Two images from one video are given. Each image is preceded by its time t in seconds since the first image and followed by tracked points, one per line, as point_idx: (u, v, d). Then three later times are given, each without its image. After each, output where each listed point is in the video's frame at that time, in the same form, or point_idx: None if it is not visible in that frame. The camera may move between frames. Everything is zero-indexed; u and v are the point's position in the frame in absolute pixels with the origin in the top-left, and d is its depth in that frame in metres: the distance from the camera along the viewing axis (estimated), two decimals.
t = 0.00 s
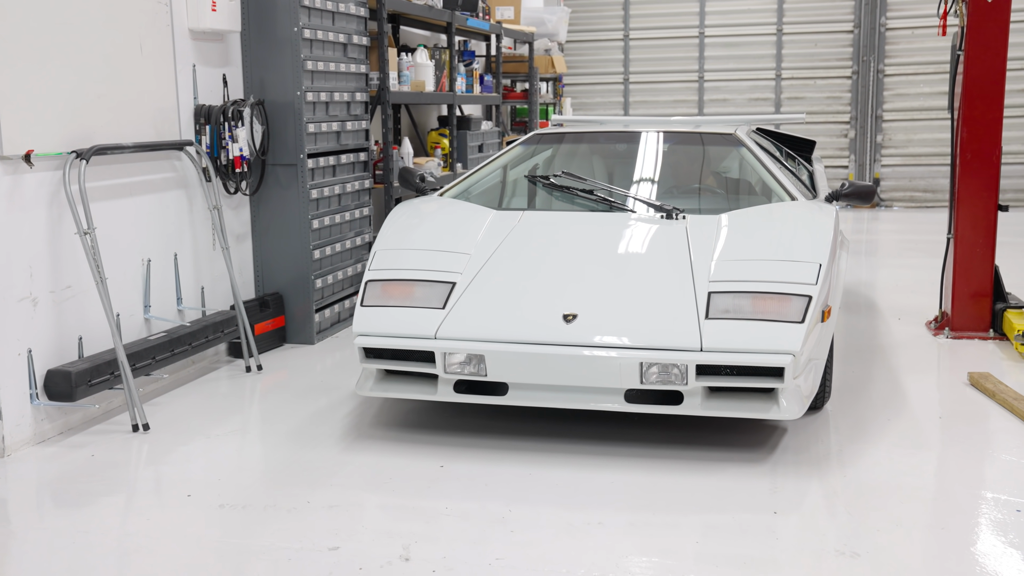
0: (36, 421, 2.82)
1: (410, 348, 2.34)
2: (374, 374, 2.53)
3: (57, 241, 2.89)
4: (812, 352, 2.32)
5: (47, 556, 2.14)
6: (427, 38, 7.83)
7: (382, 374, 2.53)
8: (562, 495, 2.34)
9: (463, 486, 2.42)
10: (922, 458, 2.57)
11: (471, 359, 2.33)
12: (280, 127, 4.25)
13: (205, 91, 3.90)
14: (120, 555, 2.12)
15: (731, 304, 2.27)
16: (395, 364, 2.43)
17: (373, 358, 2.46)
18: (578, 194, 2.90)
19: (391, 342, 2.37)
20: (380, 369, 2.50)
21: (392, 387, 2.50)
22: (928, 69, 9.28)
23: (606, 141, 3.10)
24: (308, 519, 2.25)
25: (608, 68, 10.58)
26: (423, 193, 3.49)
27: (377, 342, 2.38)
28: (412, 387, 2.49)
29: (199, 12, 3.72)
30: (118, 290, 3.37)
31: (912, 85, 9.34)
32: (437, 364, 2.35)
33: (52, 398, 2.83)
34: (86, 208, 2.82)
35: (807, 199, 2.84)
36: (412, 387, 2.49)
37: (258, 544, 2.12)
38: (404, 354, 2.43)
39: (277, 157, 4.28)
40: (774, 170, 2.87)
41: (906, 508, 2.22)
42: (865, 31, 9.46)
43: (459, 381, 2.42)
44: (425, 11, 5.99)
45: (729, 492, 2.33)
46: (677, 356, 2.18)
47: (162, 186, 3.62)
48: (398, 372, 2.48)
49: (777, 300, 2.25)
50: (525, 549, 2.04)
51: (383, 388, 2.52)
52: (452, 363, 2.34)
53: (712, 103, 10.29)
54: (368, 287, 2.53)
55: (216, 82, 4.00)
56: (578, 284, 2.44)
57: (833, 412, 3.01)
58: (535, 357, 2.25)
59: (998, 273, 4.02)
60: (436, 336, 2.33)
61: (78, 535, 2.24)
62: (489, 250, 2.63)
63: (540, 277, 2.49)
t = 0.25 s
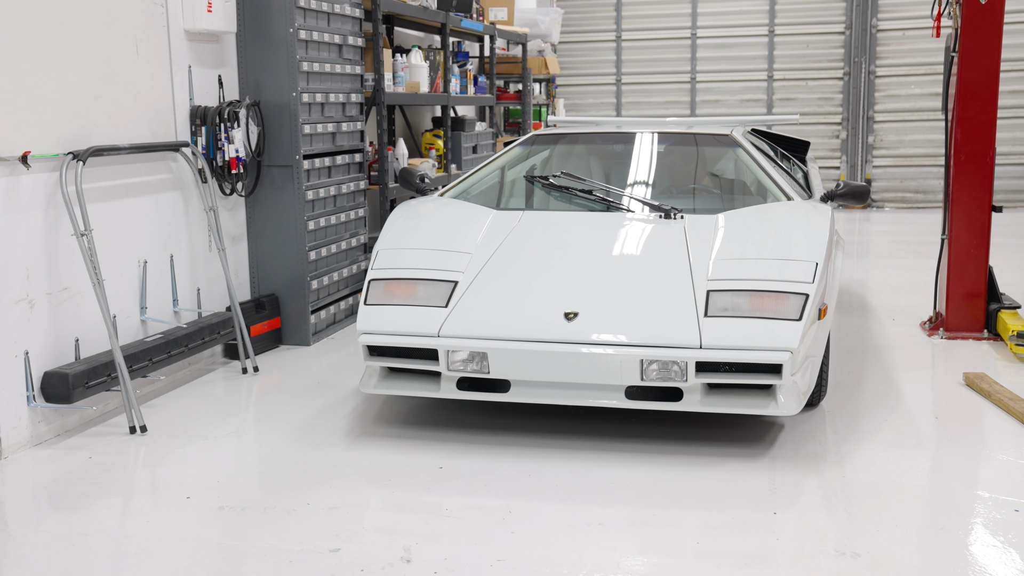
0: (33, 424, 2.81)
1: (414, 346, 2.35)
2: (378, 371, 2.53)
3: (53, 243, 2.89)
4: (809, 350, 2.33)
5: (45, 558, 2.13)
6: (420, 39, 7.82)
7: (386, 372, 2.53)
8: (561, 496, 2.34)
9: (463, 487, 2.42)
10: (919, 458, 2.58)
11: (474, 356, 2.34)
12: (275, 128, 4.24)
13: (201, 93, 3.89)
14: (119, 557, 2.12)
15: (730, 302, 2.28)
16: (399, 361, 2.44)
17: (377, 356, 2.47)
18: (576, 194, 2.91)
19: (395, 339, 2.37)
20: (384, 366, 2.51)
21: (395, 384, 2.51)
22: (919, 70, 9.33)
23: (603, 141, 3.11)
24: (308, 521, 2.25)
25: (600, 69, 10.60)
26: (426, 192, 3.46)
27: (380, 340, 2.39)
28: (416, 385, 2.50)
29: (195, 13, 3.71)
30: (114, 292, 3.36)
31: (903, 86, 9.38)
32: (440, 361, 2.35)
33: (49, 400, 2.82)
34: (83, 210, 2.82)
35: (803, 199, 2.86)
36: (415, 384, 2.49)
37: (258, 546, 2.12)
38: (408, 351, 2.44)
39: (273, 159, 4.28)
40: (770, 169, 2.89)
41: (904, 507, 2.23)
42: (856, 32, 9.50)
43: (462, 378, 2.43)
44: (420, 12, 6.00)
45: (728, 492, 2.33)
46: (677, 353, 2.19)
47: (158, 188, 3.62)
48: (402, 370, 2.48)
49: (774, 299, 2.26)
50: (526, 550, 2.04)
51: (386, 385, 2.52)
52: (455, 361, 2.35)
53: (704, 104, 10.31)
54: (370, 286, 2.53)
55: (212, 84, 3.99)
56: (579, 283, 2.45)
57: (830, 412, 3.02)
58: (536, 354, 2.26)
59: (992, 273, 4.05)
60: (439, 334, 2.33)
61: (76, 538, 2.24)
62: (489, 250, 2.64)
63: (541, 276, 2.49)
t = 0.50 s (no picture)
0: (32, 425, 2.81)
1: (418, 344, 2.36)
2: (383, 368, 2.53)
3: (52, 244, 2.88)
4: (808, 347, 2.34)
5: (46, 560, 2.13)
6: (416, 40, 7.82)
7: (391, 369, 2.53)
8: (563, 496, 2.34)
9: (464, 487, 2.42)
10: (917, 457, 2.59)
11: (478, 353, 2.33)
12: (272, 129, 4.24)
13: (199, 94, 3.89)
14: (121, 559, 2.11)
15: (730, 301, 2.29)
16: (404, 359, 2.44)
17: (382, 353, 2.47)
18: (575, 194, 2.91)
19: (400, 337, 2.38)
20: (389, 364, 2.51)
21: (400, 381, 2.51)
22: (912, 71, 9.37)
23: (601, 142, 3.12)
24: (310, 522, 2.25)
25: (594, 70, 10.61)
26: (426, 193, 3.45)
27: (385, 338, 2.39)
28: (420, 382, 2.50)
29: (193, 15, 3.70)
30: (112, 293, 3.35)
31: (896, 87, 9.42)
32: (444, 359, 2.36)
33: (49, 402, 2.81)
34: (82, 211, 2.81)
35: (800, 199, 2.86)
36: (420, 381, 2.50)
37: (260, 548, 2.12)
38: (413, 349, 2.44)
39: (270, 160, 4.27)
40: (767, 169, 2.90)
41: (903, 506, 2.24)
42: (849, 33, 9.53)
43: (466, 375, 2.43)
44: (416, 13, 6.00)
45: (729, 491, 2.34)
46: (677, 351, 2.20)
47: (156, 189, 3.61)
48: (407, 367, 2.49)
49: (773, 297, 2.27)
50: (529, 550, 2.04)
51: (391, 382, 2.52)
52: (459, 358, 2.35)
53: (697, 105, 10.34)
54: (375, 285, 2.53)
55: (209, 85, 3.99)
56: (580, 282, 2.45)
57: (828, 411, 3.03)
58: (539, 352, 2.26)
59: (988, 273, 4.06)
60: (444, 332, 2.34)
61: (77, 540, 2.23)
62: (491, 249, 2.64)
63: (542, 276, 2.50)
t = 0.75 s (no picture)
0: (31, 427, 2.80)
1: (424, 341, 2.37)
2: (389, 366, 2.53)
3: (52, 246, 2.87)
4: (807, 345, 2.35)
5: (48, 562, 2.12)
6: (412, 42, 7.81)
7: (396, 366, 2.53)
8: (565, 495, 2.34)
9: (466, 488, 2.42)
10: (916, 456, 2.60)
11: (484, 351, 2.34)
12: (270, 130, 4.23)
13: (197, 95, 3.88)
14: (123, 561, 2.11)
15: (731, 299, 2.30)
16: (410, 357, 2.43)
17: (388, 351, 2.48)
18: (575, 194, 2.92)
19: (406, 335, 2.39)
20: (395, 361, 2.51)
21: (406, 377, 2.51)
22: (905, 72, 9.40)
23: (599, 143, 3.12)
24: (312, 524, 2.25)
25: (588, 72, 10.62)
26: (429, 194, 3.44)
27: (391, 335, 2.40)
28: (426, 379, 2.50)
29: (191, 16, 3.70)
30: (111, 294, 3.35)
31: (889, 89, 9.45)
32: (450, 356, 2.36)
33: (48, 403, 2.81)
34: (82, 213, 2.80)
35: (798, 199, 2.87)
36: (426, 378, 2.50)
37: (263, 550, 2.11)
38: (419, 347, 2.44)
39: (268, 161, 4.27)
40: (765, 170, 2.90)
41: (905, 505, 2.25)
42: (842, 34, 9.56)
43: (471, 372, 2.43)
44: (412, 14, 5.99)
45: (731, 489, 2.34)
46: (678, 349, 2.21)
47: (155, 190, 3.61)
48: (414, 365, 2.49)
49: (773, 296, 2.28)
50: (533, 550, 2.04)
51: (397, 379, 2.52)
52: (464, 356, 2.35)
53: (692, 106, 10.35)
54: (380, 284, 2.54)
55: (207, 86, 3.98)
56: (582, 282, 2.45)
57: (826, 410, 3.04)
58: (542, 350, 2.27)
59: (985, 274, 4.07)
60: (449, 330, 2.34)
61: (79, 542, 2.22)
62: (494, 249, 2.64)
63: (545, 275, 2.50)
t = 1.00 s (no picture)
0: (30, 429, 2.79)
1: (427, 340, 2.37)
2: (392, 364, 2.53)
3: (50, 248, 2.87)
4: (806, 342, 2.36)
5: (50, 565, 2.11)
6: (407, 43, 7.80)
7: (400, 365, 2.53)
8: (567, 495, 2.34)
9: (468, 488, 2.42)
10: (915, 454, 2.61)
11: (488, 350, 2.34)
12: (267, 132, 4.23)
13: (195, 96, 3.87)
14: (125, 564, 2.10)
15: (731, 297, 2.30)
16: (413, 355, 2.43)
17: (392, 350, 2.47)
18: (575, 194, 2.92)
19: (410, 334, 2.39)
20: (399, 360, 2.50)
21: (410, 376, 2.51)
22: (899, 73, 9.44)
23: (597, 143, 3.13)
24: (315, 526, 2.24)
25: (582, 73, 10.62)
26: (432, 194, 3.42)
27: (396, 334, 2.39)
28: (429, 378, 2.50)
29: (188, 17, 3.69)
30: (109, 296, 3.34)
31: (882, 90, 9.48)
32: (454, 355, 2.36)
33: (47, 406, 2.80)
34: (80, 215, 2.79)
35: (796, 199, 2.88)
36: (429, 376, 2.50)
37: (266, 552, 2.11)
38: (423, 346, 2.44)
39: (265, 163, 4.26)
40: (762, 170, 2.91)
41: (906, 504, 2.26)
42: (835, 36, 9.59)
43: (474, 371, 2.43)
44: (408, 16, 5.99)
45: (733, 488, 2.34)
46: (679, 347, 2.21)
47: (153, 191, 3.60)
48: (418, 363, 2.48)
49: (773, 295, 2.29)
50: (537, 551, 2.04)
51: (400, 377, 2.52)
52: (467, 355, 2.35)
53: (685, 107, 10.37)
54: (384, 283, 2.53)
55: (204, 87, 3.98)
56: (583, 282, 2.45)
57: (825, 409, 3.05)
58: (545, 348, 2.27)
59: (981, 274, 4.09)
60: (452, 329, 2.35)
61: (80, 545, 2.22)
62: (495, 249, 2.64)
63: (547, 275, 2.50)
